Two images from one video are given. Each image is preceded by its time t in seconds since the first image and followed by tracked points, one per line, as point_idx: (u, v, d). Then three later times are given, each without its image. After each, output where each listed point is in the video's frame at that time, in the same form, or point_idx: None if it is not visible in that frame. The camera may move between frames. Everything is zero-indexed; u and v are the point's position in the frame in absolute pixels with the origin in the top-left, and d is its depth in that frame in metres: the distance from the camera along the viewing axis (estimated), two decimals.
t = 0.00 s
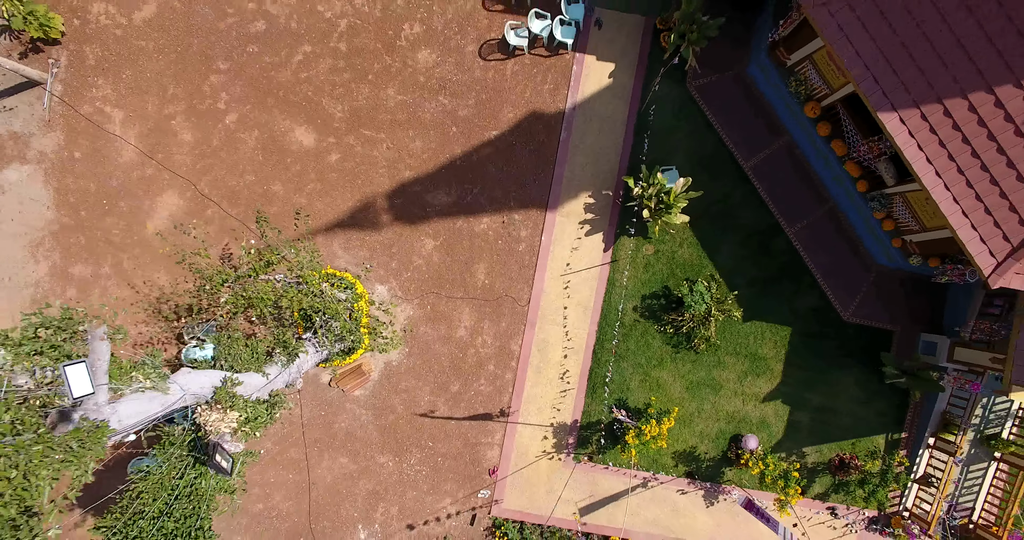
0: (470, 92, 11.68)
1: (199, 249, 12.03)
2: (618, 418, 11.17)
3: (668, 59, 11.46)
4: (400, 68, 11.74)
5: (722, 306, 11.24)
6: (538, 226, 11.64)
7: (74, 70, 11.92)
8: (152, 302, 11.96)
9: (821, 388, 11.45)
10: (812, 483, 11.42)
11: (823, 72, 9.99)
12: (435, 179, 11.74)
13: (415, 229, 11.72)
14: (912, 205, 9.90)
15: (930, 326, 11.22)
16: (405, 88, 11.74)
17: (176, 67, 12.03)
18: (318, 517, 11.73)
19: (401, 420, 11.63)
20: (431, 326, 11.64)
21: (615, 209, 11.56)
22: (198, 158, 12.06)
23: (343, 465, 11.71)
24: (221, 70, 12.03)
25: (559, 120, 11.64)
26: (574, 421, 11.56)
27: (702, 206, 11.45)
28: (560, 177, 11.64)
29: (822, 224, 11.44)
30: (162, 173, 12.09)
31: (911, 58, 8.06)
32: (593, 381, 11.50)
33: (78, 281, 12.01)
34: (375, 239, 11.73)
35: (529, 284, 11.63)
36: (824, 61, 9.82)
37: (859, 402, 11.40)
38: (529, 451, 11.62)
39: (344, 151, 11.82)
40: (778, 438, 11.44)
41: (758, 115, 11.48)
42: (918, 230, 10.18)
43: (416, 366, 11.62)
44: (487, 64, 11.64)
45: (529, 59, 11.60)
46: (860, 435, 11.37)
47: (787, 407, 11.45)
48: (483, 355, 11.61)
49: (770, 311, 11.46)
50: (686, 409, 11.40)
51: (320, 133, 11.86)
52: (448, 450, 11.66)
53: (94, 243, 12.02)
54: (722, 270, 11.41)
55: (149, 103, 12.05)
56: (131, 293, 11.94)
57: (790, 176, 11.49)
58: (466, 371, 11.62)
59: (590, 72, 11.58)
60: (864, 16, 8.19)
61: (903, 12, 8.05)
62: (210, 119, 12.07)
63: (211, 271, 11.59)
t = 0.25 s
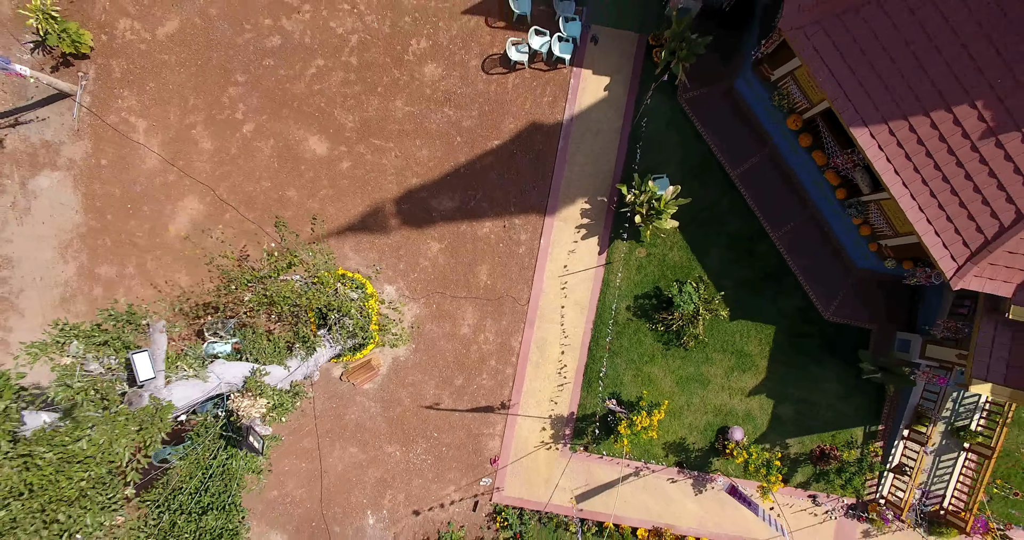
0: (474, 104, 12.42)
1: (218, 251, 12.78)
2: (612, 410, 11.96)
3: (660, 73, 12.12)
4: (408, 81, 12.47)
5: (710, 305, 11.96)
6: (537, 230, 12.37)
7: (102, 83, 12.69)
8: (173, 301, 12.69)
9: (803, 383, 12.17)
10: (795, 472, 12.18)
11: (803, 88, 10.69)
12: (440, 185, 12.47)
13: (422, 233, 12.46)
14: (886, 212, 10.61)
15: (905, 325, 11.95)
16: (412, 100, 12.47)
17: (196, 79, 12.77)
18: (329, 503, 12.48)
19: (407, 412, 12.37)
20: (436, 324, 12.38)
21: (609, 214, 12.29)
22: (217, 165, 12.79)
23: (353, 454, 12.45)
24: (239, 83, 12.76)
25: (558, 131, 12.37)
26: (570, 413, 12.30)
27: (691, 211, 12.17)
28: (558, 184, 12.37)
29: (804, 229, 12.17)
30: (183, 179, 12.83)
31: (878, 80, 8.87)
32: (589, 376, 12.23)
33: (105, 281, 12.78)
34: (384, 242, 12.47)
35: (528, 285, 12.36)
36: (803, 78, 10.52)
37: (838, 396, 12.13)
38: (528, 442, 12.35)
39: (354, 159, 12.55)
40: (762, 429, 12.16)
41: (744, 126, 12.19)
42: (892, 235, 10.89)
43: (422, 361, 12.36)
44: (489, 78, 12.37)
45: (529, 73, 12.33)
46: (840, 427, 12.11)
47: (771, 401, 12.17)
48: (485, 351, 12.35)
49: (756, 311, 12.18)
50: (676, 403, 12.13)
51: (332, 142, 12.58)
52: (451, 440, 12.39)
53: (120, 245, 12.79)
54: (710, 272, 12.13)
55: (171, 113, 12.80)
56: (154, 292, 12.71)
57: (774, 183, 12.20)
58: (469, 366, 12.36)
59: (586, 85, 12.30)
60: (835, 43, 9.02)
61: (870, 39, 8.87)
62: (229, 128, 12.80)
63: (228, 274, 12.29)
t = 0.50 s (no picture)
0: (478, 115, 13.27)
1: (238, 251, 13.63)
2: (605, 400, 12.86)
3: (651, 87, 12.97)
4: (416, 94, 13.33)
5: (697, 304, 12.82)
6: (536, 233, 13.23)
7: (130, 94, 13.57)
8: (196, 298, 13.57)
9: (785, 377, 13.02)
10: (777, 460, 13.05)
11: (783, 102, 11.50)
12: (445, 191, 13.33)
13: (429, 235, 13.32)
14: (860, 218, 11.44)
15: (881, 323, 12.79)
16: (420, 111, 13.33)
17: (218, 91, 13.61)
18: (341, 488, 13.35)
19: (414, 403, 13.23)
20: (442, 321, 13.24)
21: (604, 219, 13.14)
22: (237, 171, 13.63)
23: (364, 443, 13.31)
24: (257, 94, 13.58)
25: (556, 140, 13.23)
26: (567, 405, 13.15)
27: (681, 216, 13.01)
28: (555, 190, 13.23)
29: (786, 233, 13.00)
30: (205, 184, 13.68)
31: (845, 100, 9.82)
32: (584, 370, 13.08)
33: (132, 279, 13.68)
34: (393, 244, 13.33)
35: (528, 284, 13.22)
36: (783, 93, 11.33)
37: (817, 390, 12.98)
38: (528, 431, 13.21)
39: (366, 166, 13.41)
40: (746, 421, 13.01)
41: (730, 136, 13.02)
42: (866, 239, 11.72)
43: (428, 355, 13.22)
44: (492, 91, 13.22)
45: (529, 86, 13.17)
46: (820, 418, 12.97)
47: (755, 393, 13.02)
48: (487, 346, 13.21)
49: (741, 309, 13.02)
50: (666, 395, 12.98)
51: (345, 150, 13.42)
52: (455, 430, 13.25)
53: (146, 246, 13.67)
54: (698, 273, 12.97)
55: (194, 123, 13.65)
56: (178, 290, 13.58)
57: (759, 190, 13.04)
58: (472, 360, 13.22)
59: (583, 98, 13.15)
60: (808, 65, 9.95)
61: (839, 62, 9.80)
62: (248, 137, 13.63)
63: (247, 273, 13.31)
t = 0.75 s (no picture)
0: (482, 126, 14.20)
1: (256, 253, 14.51)
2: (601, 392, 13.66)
3: (643, 101, 13.88)
4: (424, 106, 14.26)
5: (685, 303, 13.74)
6: (536, 236, 14.16)
7: (156, 105, 14.52)
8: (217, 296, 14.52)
9: (767, 371, 13.94)
10: (759, 449, 14.00)
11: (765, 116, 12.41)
12: (451, 197, 14.26)
13: (435, 238, 14.25)
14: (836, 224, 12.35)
15: (857, 321, 13.71)
16: (427, 122, 14.26)
17: (238, 102, 14.53)
18: (353, 474, 14.28)
19: (422, 395, 14.17)
20: (447, 318, 14.17)
21: (599, 223, 14.07)
22: (255, 177, 14.51)
23: (374, 431, 14.23)
24: (275, 105, 14.49)
25: (554, 150, 14.16)
26: (564, 396, 14.08)
27: (670, 221, 13.94)
28: (553, 196, 14.15)
29: (769, 237, 13.92)
30: (225, 190, 14.57)
31: (818, 116, 10.76)
32: (580, 364, 14.01)
33: (158, 278, 14.63)
34: (402, 246, 14.27)
35: (528, 284, 14.15)
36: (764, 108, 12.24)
37: (797, 383, 13.92)
38: (527, 422, 14.13)
39: (377, 173, 14.34)
40: (732, 412, 13.93)
41: (717, 146, 13.92)
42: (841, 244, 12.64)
43: (435, 350, 14.15)
44: (495, 103, 14.16)
45: (530, 99, 14.11)
46: (799, 410, 13.91)
47: (739, 387, 13.94)
48: (490, 341, 14.14)
49: (726, 308, 13.94)
50: (656, 388, 13.91)
51: (357, 158, 14.35)
52: (460, 420, 14.18)
53: (171, 247, 14.62)
54: (686, 274, 13.90)
55: (215, 132, 14.57)
56: (201, 288, 14.54)
57: (744, 197, 13.94)
58: (476, 355, 14.15)
59: (579, 110, 14.08)
60: (784, 85, 10.88)
61: (812, 82, 10.75)
62: (266, 145, 14.53)
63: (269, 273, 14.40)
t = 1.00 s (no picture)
0: (484, 136, 15.18)
1: (272, 254, 15.47)
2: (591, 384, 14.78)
3: (634, 113, 14.83)
4: (430, 117, 15.25)
5: (673, 302, 14.71)
6: (534, 239, 15.14)
7: (179, 116, 15.51)
8: (237, 295, 15.53)
9: (750, 366, 14.91)
10: (743, 438, 14.97)
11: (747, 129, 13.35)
12: (455, 202, 15.24)
13: (440, 241, 15.23)
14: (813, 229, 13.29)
15: (835, 319, 14.65)
16: (433, 132, 15.25)
17: (256, 113, 15.52)
18: (362, 461, 15.26)
19: (427, 387, 15.14)
20: (451, 316, 15.15)
21: (593, 227, 15.04)
22: (272, 184, 15.48)
23: (382, 422, 15.20)
24: (290, 116, 15.47)
25: (552, 158, 15.13)
26: (560, 389, 15.05)
27: (661, 225, 14.89)
28: (551, 202, 15.13)
29: (753, 240, 14.87)
30: (243, 195, 15.54)
31: (792, 131, 11.72)
32: (575, 359, 14.98)
33: (180, 277, 15.61)
34: (409, 248, 15.25)
35: (527, 284, 15.13)
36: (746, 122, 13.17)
37: (779, 377, 14.88)
38: (526, 413, 15.11)
39: (385, 180, 15.32)
40: (717, 404, 14.90)
41: (705, 156, 14.88)
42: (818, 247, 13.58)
43: (439, 346, 15.13)
44: (497, 115, 15.14)
45: (529, 111, 15.09)
46: (780, 402, 14.89)
47: (725, 380, 14.90)
48: (491, 338, 15.13)
49: (713, 307, 14.90)
50: (647, 381, 14.88)
51: (367, 165, 15.33)
52: (463, 411, 15.16)
53: (192, 249, 15.59)
54: (675, 275, 14.86)
55: (234, 141, 15.55)
56: (220, 287, 15.53)
57: (730, 204, 14.90)
58: (478, 350, 15.12)
59: (575, 121, 15.05)
60: (762, 102, 11.81)
61: (787, 100, 11.67)
62: (282, 154, 15.50)
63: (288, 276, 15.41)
